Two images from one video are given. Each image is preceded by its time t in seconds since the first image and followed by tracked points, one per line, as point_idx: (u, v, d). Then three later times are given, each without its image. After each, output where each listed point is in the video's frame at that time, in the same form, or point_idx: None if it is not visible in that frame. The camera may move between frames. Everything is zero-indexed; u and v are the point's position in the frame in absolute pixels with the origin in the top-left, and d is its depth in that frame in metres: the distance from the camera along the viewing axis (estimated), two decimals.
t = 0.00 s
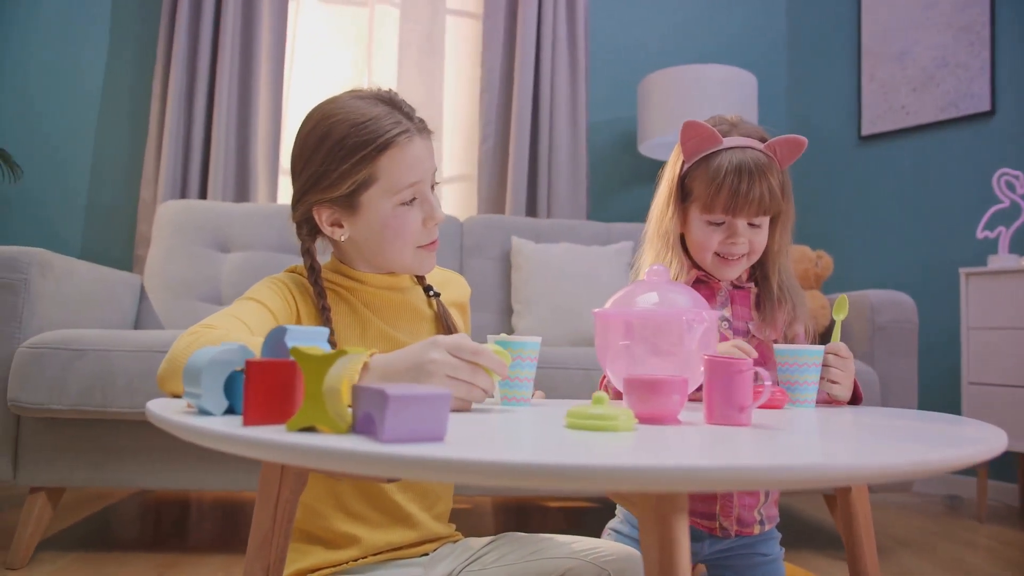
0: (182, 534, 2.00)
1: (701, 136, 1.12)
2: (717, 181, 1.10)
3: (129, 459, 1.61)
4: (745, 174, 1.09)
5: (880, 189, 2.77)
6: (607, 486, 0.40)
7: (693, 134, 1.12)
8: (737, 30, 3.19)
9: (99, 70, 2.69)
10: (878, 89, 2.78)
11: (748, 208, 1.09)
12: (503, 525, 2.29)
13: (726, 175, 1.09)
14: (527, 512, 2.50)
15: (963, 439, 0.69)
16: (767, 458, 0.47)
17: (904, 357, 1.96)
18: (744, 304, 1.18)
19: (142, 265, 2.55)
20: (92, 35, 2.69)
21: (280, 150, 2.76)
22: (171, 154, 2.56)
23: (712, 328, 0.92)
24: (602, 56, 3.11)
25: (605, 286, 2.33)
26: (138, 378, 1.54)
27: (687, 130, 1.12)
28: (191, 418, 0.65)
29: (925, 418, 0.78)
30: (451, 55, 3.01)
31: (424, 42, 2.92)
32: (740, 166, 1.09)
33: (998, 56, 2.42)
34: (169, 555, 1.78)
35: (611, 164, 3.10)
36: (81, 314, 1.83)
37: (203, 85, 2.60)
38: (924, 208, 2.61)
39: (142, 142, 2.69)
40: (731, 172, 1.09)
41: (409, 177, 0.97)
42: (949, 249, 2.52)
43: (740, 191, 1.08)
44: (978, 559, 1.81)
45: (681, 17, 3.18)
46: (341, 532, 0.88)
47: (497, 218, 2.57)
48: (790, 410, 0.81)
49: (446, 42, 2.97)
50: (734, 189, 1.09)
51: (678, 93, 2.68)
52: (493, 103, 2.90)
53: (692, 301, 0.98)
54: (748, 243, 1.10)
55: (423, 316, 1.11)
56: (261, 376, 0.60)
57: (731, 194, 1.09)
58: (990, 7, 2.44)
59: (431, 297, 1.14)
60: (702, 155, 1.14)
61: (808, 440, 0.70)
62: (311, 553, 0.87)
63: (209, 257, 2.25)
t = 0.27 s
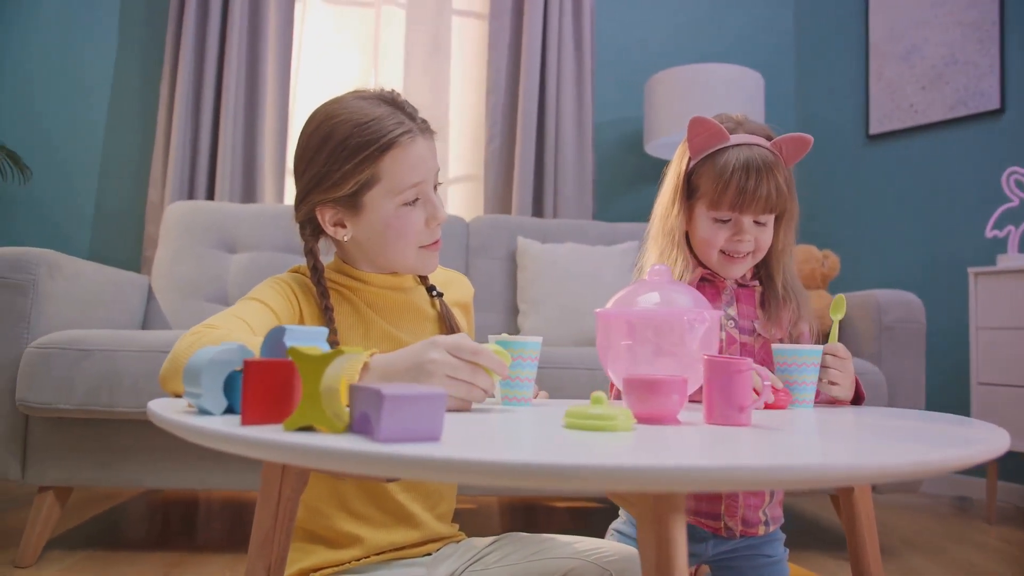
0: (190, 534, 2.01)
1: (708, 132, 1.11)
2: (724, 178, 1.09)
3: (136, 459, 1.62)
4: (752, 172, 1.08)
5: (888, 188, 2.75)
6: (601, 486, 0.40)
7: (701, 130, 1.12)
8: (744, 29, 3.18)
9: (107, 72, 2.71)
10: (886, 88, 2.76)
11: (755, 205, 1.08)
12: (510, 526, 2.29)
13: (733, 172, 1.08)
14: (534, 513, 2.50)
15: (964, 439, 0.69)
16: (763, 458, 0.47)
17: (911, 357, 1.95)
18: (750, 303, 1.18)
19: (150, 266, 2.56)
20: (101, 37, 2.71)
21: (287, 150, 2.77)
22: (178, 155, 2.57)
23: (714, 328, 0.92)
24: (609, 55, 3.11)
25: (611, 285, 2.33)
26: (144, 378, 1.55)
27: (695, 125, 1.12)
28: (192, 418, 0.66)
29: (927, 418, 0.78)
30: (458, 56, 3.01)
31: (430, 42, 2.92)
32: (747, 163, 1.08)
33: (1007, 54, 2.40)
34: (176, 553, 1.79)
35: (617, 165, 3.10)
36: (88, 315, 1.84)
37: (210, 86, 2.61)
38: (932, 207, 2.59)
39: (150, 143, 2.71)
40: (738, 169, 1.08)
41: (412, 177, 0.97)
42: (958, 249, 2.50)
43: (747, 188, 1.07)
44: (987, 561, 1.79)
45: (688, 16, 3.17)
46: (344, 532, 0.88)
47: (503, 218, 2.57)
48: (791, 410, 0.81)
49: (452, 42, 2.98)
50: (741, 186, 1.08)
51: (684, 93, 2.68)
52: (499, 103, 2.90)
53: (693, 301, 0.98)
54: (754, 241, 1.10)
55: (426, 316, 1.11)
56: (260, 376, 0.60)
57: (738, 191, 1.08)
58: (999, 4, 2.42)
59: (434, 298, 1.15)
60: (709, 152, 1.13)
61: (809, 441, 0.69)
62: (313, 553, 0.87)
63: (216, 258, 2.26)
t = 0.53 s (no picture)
0: (198, 534, 2.02)
1: (724, 131, 1.13)
2: (738, 180, 1.10)
3: (144, 459, 1.63)
4: (767, 174, 1.09)
5: (898, 188, 2.74)
6: (595, 487, 0.40)
7: (718, 128, 1.13)
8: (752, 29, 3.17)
9: (117, 75, 2.73)
10: (895, 87, 2.75)
11: (768, 208, 1.10)
12: (516, 527, 2.29)
13: (748, 174, 1.09)
14: (541, 514, 2.50)
15: (967, 442, 0.69)
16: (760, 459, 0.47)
17: (919, 358, 1.94)
18: (755, 304, 1.18)
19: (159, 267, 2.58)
20: (112, 39, 2.73)
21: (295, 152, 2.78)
22: (187, 157, 2.59)
23: (717, 329, 0.92)
24: (616, 56, 3.10)
25: (618, 286, 2.33)
26: (152, 379, 1.56)
27: (711, 124, 1.13)
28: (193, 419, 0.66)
29: (930, 420, 0.78)
30: (465, 57, 3.01)
31: (438, 44, 2.94)
32: (762, 165, 1.09)
33: (1018, 52, 2.38)
34: (184, 553, 1.80)
35: (625, 166, 3.09)
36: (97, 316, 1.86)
37: (219, 88, 2.63)
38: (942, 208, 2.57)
39: (159, 144, 2.73)
40: (753, 171, 1.09)
41: (414, 178, 0.97)
42: (968, 249, 2.48)
43: (762, 191, 1.09)
44: (998, 564, 1.78)
45: (695, 17, 3.16)
46: (348, 532, 0.89)
47: (510, 219, 2.58)
48: (793, 412, 0.81)
49: (459, 44, 2.98)
50: (756, 188, 1.09)
51: (692, 94, 2.67)
52: (506, 104, 2.90)
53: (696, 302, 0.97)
54: (764, 243, 1.11)
55: (429, 317, 1.12)
56: (259, 377, 0.61)
57: (753, 193, 1.09)
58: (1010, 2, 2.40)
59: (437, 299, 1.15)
60: (724, 151, 1.14)
61: (811, 443, 0.69)
62: (318, 554, 0.87)
63: (225, 259, 2.28)
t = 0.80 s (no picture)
0: (206, 533, 2.02)
1: (740, 131, 1.13)
2: (751, 180, 1.11)
3: (150, 458, 1.64)
4: (781, 175, 1.10)
5: (906, 188, 2.72)
6: (591, 487, 0.40)
7: (733, 127, 1.14)
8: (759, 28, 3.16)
9: (126, 76, 2.74)
10: (902, 86, 2.73)
11: (780, 210, 1.11)
12: (523, 528, 2.29)
13: (762, 176, 1.10)
14: (547, 514, 2.50)
15: (970, 442, 0.68)
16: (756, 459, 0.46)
17: (925, 358, 1.93)
18: (761, 305, 1.19)
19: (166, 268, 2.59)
20: (119, 41, 2.75)
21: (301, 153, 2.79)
22: (194, 158, 2.60)
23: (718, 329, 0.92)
24: (622, 56, 3.10)
25: (623, 286, 2.32)
26: (158, 379, 1.57)
27: (727, 123, 1.13)
28: (193, 418, 0.66)
29: (933, 421, 0.77)
30: (471, 57, 3.02)
31: (444, 44, 2.94)
32: (776, 167, 1.10)
33: None
34: (191, 553, 1.81)
35: (631, 166, 3.09)
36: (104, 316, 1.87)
37: (225, 89, 2.64)
38: (950, 207, 2.56)
39: (167, 145, 2.74)
40: (767, 172, 1.10)
41: (416, 179, 0.97)
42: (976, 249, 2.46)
43: (776, 193, 1.09)
44: (1007, 566, 1.76)
45: (701, 16, 3.16)
46: (350, 531, 0.89)
47: (516, 219, 2.57)
48: (794, 412, 0.80)
49: (465, 44, 2.99)
50: (769, 190, 1.10)
51: (698, 93, 2.67)
52: (512, 103, 2.90)
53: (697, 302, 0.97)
54: (773, 245, 1.12)
55: (432, 317, 1.12)
56: (257, 377, 0.61)
57: (766, 195, 1.09)
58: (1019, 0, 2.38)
59: (441, 299, 1.15)
60: (738, 150, 1.14)
61: (814, 443, 0.68)
62: (320, 553, 0.88)
63: (231, 259, 2.29)
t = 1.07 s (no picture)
0: (212, 532, 2.03)
1: (753, 130, 1.16)
2: (763, 180, 1.13)
3: (155, 457, 1.65)
4: (792, 176, 1.12)
5: (913, 187, 2.70)
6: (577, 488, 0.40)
7: (746, 127, 1.16)
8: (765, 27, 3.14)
9: (134, 78, 2.76)
10: (910, 85, 2.71)
11: (790, 211, 1.13)
12: (528, 529, 2.29)
13: (774, 176, 1.12)
14: (553, 515, 2.49)
15: (968, 444, 0.68)
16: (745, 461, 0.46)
17: (931, 360, 1.92)
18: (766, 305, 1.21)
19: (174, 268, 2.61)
20: (127, 43, 2.77)
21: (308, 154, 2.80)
22: (201, 159, 2.61)
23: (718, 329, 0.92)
24: (628, 56, 3.09)
25: (628, 287, 2.32)
26: (162, 379, 1.58)
27: (740, 121, 1.16)
28: (192, 418, 0.67)
29: (933, 423, 0.77)
30: (476, 57, 3.02)
31: (449, 45, 2.94)
32: (788, 167, 1.12)
33: None
34: (196, 552, 1.81)
35: (637, 167, 3.08)
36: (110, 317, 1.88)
37: (232, 91, 2.65)
38: (957, 207, 2.54)
39: (174, 147, 2.76)
40: (780, 172, 1.12)
41: (416, 179, 0.97)
42: (983, 249, 2.44)
43: (787, 194, 1.12)
44: (1015, 569, 1.74)
45: (707, 16, 3.15)
46: (351, 531, 0.89)
47: (521, 219, 2.57)
48: (794, 414, 0.80)
49: (471, 45, 2.99)
50: (781, 191, 1.12)
51: (703, 93, 2.66)
52: (518, 104, 2.89)
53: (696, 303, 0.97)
54: (782, 246, 1.14)
55: (434, 318, 1.12)
56: (253, 377, 0.61)
57: (778, 196, 1.12)
58: None
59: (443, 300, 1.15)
60: (750, 149, 1.17)
61: (812, 444, 0.68)
62: (321, 553, 0.88)
63: (237, 260, 2.30)
